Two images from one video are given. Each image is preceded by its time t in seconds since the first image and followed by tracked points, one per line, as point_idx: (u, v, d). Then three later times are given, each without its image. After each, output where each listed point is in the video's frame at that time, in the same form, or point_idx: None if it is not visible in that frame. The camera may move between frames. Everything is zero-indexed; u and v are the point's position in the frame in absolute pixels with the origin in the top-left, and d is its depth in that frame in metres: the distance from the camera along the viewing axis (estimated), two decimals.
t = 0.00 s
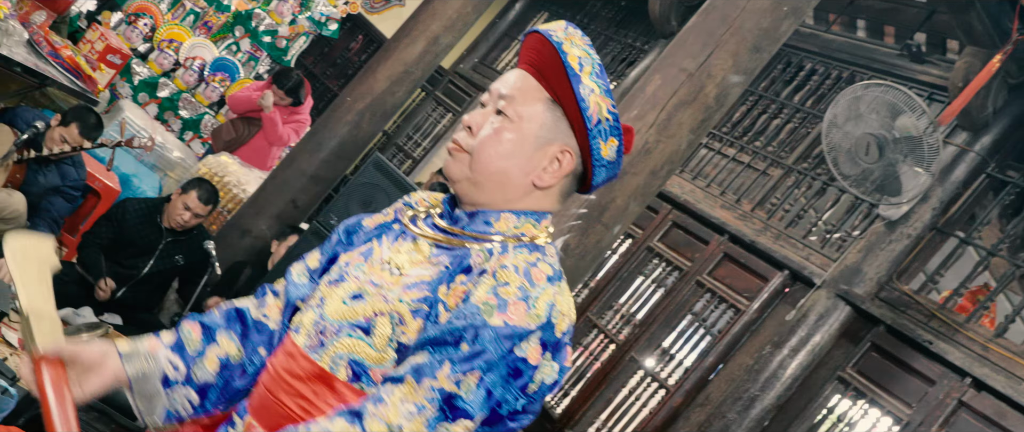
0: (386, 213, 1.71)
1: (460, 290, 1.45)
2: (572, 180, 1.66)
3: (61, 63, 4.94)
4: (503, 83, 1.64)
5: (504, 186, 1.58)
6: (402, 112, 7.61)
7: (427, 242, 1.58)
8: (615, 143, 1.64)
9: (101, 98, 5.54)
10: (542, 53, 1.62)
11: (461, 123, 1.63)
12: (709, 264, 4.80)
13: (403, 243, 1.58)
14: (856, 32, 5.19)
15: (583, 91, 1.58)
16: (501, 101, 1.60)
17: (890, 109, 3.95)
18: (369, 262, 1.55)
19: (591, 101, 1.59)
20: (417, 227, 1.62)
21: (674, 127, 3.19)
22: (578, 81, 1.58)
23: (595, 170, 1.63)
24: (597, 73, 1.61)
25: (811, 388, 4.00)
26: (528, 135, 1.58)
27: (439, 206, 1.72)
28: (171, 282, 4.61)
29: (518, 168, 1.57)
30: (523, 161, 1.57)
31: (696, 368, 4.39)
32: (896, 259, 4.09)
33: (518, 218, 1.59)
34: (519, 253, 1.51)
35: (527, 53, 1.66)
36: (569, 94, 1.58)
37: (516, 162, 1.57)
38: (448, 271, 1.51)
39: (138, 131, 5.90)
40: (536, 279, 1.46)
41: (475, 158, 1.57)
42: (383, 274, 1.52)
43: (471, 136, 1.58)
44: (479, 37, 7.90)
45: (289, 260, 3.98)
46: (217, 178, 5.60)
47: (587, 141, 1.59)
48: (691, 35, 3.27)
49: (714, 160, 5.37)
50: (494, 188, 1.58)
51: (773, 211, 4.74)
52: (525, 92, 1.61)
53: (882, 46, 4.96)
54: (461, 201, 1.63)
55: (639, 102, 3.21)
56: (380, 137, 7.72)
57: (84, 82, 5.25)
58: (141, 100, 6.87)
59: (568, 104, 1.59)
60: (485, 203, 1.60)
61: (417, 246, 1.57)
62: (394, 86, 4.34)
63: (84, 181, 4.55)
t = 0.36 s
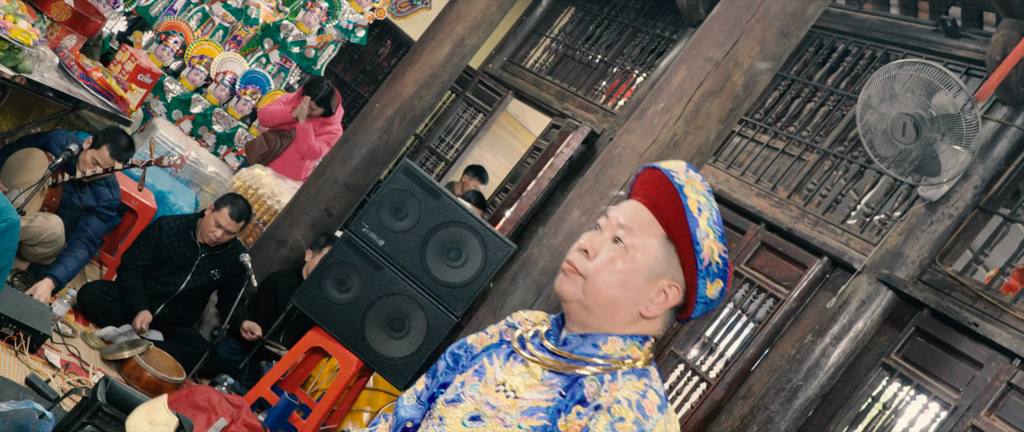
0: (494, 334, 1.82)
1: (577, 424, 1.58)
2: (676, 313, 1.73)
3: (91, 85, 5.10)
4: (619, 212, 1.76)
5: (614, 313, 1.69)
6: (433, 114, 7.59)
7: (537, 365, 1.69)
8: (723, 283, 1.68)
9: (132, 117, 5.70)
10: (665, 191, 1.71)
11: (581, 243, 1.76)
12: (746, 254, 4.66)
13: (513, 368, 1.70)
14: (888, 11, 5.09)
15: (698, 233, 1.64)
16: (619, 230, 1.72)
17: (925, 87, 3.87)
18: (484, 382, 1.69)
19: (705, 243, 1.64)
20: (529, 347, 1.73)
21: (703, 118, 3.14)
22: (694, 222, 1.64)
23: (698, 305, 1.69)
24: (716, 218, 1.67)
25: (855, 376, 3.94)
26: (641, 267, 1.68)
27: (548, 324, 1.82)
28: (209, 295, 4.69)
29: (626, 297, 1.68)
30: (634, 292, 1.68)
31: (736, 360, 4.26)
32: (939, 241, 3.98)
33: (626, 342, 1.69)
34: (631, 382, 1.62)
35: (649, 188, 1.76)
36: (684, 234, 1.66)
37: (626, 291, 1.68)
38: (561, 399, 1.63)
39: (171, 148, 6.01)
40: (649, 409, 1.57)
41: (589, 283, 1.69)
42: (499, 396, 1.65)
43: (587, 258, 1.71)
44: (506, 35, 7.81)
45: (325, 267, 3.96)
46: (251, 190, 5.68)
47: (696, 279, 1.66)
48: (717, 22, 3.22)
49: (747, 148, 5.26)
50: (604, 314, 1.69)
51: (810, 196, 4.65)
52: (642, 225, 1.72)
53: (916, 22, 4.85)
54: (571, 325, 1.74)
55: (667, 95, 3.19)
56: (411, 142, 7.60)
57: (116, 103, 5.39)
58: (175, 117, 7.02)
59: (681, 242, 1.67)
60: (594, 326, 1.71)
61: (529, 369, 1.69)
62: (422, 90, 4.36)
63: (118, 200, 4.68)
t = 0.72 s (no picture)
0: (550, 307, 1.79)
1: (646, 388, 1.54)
2: (720, 328, 1.77)
3: (78, 91, 5.14)
4: (682, 230, 1.79)
5: (673, 317, 1.69)
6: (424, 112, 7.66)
7: (595, 344, 1.69)
8: (770, 306, 1.75)
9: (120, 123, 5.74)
10: (728, 216, 1.79)
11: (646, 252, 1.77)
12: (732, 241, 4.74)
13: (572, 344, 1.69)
14: None
15: (759, 256, 1.71)
16: (683, 242, 1.75)
17: (902, 71, 3.86)
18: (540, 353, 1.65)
19: (762, 266, 1.71)
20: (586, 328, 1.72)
21: (681, 105, 3.06)
22: (756, 246, 1.71)
23: (745, 324, 1.74)
24: (774, 245, 1.74)
25: (841, 358, 3.98)
26: (702, 276, 1.71)
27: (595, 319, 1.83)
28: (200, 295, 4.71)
29: (687, 303, 1.69)
30: (694, 302, 1.70)
31: (724, 347, 4.37)
32: (920, 222, 4.03)
33: (678, 345, 1.69)
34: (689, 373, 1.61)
35: (711, 214, 1.83)
36: (745, 257, 1.72)
37: (686, 300, 1.69)
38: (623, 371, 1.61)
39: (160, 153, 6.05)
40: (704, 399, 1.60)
41: (653, 287, 1.70)
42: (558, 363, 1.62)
43: (654, 264, 1.71)
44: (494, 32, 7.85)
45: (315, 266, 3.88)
46: (242, 192, 5.72)
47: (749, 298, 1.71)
48: (692, 12, 3.17)
49: (732, 136, 5.30)
50: (663, 316, 1.70)
51: (794, 182, 4.68)
52: (704, 240, 1.76)
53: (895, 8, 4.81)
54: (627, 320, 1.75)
55: (645, 84, 3.08)
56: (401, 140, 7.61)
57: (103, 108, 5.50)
58: (165, 122, 7.03)
59: (740, 265, 1.73)
60: (652, 328, 1.71)
61: (587, 346, 1.68)
62: (408, 87, 4.43)
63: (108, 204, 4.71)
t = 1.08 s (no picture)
0: (537, 277, 1.71)
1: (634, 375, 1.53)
2: (696, 312, 1.75)
3: (66, 89, 5.15)
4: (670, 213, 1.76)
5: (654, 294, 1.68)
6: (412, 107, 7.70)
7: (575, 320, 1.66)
8: (750, 294, 1.73)
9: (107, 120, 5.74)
10: (716, 201, 1.76)
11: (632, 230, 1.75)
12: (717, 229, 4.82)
13: (552, 316, 1.66)
14: None
15: (743, 243, 1.69)
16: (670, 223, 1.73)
17: (881, 58, 3.94)
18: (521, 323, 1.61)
19: (747, 254, 1.69)
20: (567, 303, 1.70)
21: (660, 95, 3.09)
22: (742, 234, 1.69)
23: (722, 309, 1.72)
24: (761, 233, 1.72)
25: (824, 342, 4.03)
26: (687, 257, 1.70)
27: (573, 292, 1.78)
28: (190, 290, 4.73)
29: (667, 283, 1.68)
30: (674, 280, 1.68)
31: (709, 334, 4.43)
32: (901, 207, 4.08)
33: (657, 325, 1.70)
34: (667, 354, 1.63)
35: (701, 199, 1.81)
36: (729, 244, 1.70)
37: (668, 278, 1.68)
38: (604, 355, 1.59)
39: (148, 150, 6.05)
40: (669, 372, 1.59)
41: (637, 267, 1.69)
42: (538, 341, 1.60)
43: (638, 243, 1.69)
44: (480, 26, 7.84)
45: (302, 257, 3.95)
46: (230, 188, 5.73)
47: (730, 284, 1.69)
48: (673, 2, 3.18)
49: (716, 126, 5.35)
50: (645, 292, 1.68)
51: (778, 170, 4.72)
52: (692, 223, 1.74)
53: None
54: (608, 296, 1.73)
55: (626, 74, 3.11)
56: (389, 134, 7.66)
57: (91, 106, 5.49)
58: (152, 119, 7.06)
59: (724, 249, 1.71)
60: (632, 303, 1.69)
61: (570, 321, 1.67)
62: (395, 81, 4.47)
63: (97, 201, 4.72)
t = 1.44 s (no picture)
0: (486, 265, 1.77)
1: (593, 372, 1.56)
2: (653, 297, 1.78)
3: (49, 89, 5.15)
4: (636, 199, 1.80)
5: (617, 273, 1.70)
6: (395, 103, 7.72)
7: (539, 306, 1.69)
8: (706, 282, 1.78)
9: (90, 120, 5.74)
10: (682, 191, 1.81)
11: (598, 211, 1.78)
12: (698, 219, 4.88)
13: (514, 302, 1.69)
14: None
15: (706, 233, 1.74)
16: (638, 206, 1.76)
17: (854, 47, 3.99)
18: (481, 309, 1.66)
19: (709, 244, 1.74)
20: (529, 285, 1.73)
21: (636, 87, 2.96)
22: (706, 224, 1.74)
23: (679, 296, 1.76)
24: (722, 225, 1.77)
25: (802, 329, 4.08)
26: (651, 241, 1.72)
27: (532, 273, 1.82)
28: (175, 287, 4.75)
29: (631, 264, 1.70)
30: (639, 262, 1.71)
31: (690, 322, 4.49)
32: (876, 194, 4.14)
33: (617, 308, 1.72)
34: (630, 343, 1.64)
35: (666, 188, 1.86)
36: (693, 233, 1.75)
37: (633, 259, 1.70)
38: (566, 347, 1.61)
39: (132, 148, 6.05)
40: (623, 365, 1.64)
41: (605, 245, 1.71)
42: (502, 329, 1.63)
43: (608, 221, 1.72)
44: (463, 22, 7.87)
45: (285, 252, 3.83)
46: (214, 186, 5.75)
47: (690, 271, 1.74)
48: None
49: (696, 117, 5.40)
50: (609, 272, 1.70)
51: (756, 160, 4.79)
52: (658, 209, 1.78)
53: None
54: (572, 276, 1.74)
55: (602, 67, 3.04)
56: (372, 131, 7.69)
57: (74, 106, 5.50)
58: (136, 119, 7.03)
59: (688, 236, 1.76)
60: (596, 283, 1.72)
61: (532, 307, 1.68)
62: (376, 77, 4.49)
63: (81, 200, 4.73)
